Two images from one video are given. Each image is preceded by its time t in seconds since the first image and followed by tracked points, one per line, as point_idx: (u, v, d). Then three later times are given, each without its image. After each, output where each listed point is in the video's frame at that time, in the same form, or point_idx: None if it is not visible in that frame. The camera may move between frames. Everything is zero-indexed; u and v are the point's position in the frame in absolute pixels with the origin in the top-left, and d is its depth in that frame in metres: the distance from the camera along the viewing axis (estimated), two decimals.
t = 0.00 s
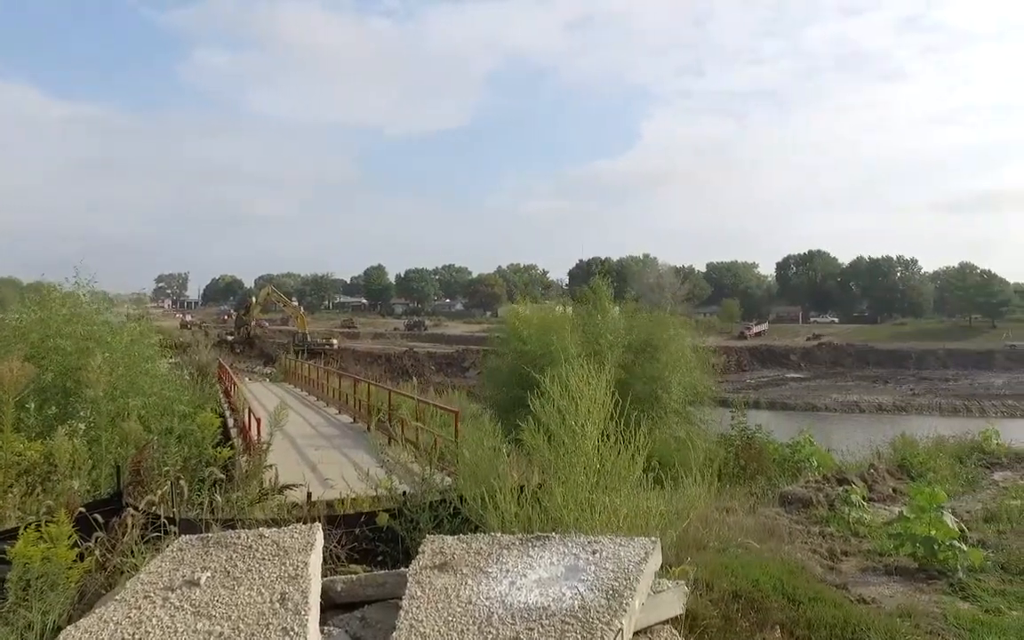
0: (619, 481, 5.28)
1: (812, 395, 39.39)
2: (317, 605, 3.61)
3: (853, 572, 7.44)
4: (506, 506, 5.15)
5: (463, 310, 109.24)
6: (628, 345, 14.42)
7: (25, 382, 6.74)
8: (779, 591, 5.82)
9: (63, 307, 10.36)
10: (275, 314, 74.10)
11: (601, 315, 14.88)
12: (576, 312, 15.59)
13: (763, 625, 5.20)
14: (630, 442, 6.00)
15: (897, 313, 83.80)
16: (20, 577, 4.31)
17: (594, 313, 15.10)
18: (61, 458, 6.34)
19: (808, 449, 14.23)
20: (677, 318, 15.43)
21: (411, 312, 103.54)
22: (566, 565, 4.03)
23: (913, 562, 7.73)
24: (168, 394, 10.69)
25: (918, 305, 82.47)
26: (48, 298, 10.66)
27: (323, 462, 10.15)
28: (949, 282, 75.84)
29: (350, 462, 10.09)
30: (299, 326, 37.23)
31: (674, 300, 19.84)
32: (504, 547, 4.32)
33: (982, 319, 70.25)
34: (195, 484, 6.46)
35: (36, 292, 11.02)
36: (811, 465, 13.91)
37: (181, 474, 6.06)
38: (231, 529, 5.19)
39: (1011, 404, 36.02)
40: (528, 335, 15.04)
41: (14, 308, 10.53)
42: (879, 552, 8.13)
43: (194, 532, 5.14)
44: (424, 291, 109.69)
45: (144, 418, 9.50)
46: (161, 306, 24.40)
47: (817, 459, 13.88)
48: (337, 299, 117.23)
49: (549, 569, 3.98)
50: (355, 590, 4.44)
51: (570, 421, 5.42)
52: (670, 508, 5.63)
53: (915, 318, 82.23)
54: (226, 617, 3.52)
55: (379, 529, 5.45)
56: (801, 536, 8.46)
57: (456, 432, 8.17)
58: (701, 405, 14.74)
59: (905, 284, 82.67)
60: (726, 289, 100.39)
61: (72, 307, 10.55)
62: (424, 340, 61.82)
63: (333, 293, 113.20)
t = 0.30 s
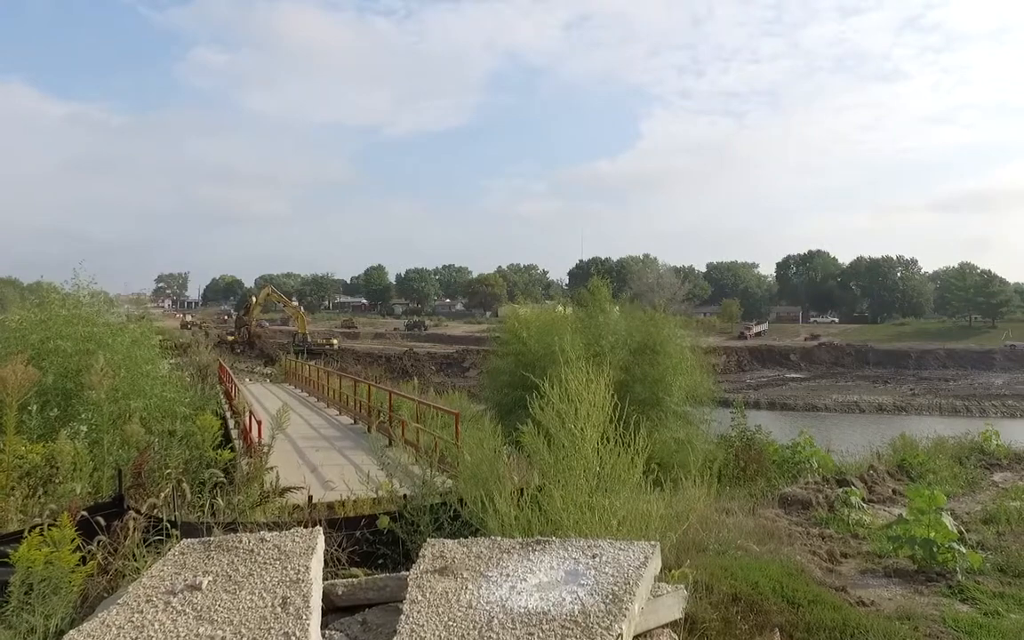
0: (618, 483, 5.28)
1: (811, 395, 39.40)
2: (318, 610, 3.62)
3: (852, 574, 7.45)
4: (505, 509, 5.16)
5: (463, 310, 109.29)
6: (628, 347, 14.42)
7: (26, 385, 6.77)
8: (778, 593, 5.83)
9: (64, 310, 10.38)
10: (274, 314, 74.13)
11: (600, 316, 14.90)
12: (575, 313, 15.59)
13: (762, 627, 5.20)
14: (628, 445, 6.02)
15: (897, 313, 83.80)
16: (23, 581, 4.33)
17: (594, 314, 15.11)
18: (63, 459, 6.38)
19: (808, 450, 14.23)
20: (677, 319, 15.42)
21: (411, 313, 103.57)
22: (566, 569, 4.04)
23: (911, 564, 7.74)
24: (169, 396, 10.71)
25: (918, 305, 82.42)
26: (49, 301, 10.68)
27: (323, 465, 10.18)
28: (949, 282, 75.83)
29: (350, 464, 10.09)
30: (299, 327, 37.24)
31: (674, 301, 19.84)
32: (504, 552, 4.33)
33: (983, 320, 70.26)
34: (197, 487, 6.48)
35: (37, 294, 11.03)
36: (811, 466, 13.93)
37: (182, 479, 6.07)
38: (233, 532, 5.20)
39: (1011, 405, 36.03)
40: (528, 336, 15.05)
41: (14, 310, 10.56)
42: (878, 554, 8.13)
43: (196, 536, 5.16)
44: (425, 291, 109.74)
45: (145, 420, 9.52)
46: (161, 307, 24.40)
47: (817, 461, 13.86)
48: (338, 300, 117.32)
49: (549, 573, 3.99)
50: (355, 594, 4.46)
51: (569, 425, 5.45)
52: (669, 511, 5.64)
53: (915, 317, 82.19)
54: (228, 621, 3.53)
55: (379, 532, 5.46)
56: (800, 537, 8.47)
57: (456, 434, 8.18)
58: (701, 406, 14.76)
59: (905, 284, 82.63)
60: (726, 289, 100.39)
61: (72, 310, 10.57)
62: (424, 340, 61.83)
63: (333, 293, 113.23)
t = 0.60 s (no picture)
0: (618, 486, 5.28)
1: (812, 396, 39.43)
2: (318, 613, 3.63)
3: (852, 576, 7.46)
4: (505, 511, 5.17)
5: (463, 310, 109.31)
6: (628, 348, 14.42)
7: (27, 387, 6.78)
8: (777, 595, 5.84)
9: (64, 311, 10.39)
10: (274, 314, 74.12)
11: (601, 317, 14.90)
12: (576, 314, 15.58)
13: (761, 630, 5.21)
14: (628, 448, 6.02)
15: (897, 313, 83.81)
16: (24, 584, 4.35)
17: (594, 315, 15.10)
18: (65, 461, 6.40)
19: (807, 451, 14.25)
20: (679, 320, 15.37)
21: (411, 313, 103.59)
22: (565, 573, 4.04)
23: (911, 566, 7.75)
24: (169, 397, 10.72)
25: (918, 305, 82.41)
26: (50, 302, 10.69)
27: (324, 465, 10.19)
28: (949, 283, 75.83)
29: (351, 465, 10.10)
30: (299, 327, 37.24)
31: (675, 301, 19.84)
32: (503, 555, 4.33)
33: (983, 320, 70.28)
34: (197, 490, 6.50)
35: (38, 296, 11.03)
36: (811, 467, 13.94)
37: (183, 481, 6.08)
38: (234, 534, 5.22)
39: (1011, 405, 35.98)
40: (529, 337, 15.04)
41: (15, 312, 10.57)
42: (878, 556, 8.15)
43: (197, 538, 5.18)
44: (425, 291, 109.72)
45: (146, 421, 9.54)
46: (161, 307, 24.42)
47: (816, 462, 13.87)
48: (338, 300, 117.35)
49: (548, 577, 4.00)
50: (356, 597, 4.47)
51: (569, 429, 5.46)
52: (668, 514, 5.65)
53: (915, 317, 82.19)
54: (229, 625, 3.54)
55: (379, 534, 5.48)
56: (800, 539, 8.48)
57: (456, 436, 8.18)
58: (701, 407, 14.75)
59: (905, 284, 82.61)
60: (726, 289, 100.41)
61: (73, 311, 10.58)
62: (424, 340, 61.85)
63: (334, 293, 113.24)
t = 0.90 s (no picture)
0: (614, 488, 5.30)
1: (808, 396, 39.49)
2: (316, 617, 3.64)
3: (847, 578, 7.49)
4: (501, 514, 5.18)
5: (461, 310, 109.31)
6: (626, 349, 14.43)
7: (24, 389, 6.78)
8: (773, 597, 5.86)
9: (61, 313, 10.36)
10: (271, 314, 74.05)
11: (598, 317, 14.90)
12: (573, 315, 15.59)
13: (757, 632, 5.23)
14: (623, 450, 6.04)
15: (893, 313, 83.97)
16: (21, 588, 4.35)
17: (591, 316, 15.10)
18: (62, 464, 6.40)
19: (803, 452, 14.29)
20: (676, 321, 15.36)
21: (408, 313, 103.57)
22: (562, 576, 4.06)
23: (905, 568, 7.77)
24: (166, 398, 10.71)
25: (915, 305, 82.58)
26: (46, 303, 10.67)
27: (321, 467, 10.20)
28: (945, 283, 76.02)
29: (348, 467, 10.10)
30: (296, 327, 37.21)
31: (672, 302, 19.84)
32: (500, 558, 4.34)
33: (979, 320, 70.46)
34: (194, 493, 6.50)
35: (34, 297, 11.01)
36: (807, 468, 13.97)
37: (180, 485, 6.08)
38: (232, 537, 5.22)
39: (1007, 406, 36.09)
40: (526, 338, 15.04)
41: (12, 313, 10.55)
42: (873, 557, 8.18)
43: (195, 541, 5.18)
44: (422, 291, 109.68)
45: (142, 422, 9.53)
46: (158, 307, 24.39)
47: (812, 463, 13.91)
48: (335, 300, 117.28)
49: (545, 580, 4.01)
50: (353, 600, 4.48)
51: (565, 432, 5.47)
52: (664, 516, 5.67)
53: (912, 318, 82.37)
54: (227, 628, 3.55)
55: (376, 537, 5.49)
56: (796, 540, 8.51)
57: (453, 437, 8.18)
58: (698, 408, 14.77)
59: (902, 284, 82.77)
60: (723, 289, 100.52)
61: (69, 313, 10.56)
62: (422, 340, 61.84)
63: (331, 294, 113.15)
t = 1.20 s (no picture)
0: (608, 489, 5.31)
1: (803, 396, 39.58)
2: (311, 619, 3.65)
3: (840, 578, 7.52)
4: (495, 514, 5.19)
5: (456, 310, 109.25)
6: (621, 350, 14.45)
7: (18, 391, 6.77)
8: (767, 598, 5.88)
9: (55, 314, 10.33)
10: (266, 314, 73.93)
11: (593, 318, 14.91)
12: (569, 315, 15.59)
13: (750, 633, 5.24)
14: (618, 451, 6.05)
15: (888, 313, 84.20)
16: (14, 591, 4.33)
17: (586, 317, 15.10)
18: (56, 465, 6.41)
19: (798, 453, 14.33)
20: (672, 321, 15.38)
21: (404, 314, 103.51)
22: (555, 578, 4.06)
23: (899, 568, 7.80)
24: (162, 399, 10.70)
25: (910, 306, 82.81)
26: (41, 304, 10.64)
27: (315, 468, 10.19)
28: (940, 283, 76.26)
29: (343, 468, 10.10)
30: (292, 327, 37.15)
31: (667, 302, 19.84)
32: (494, 560, 4.35)
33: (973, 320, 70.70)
34: (188, 494, 6.48)
35: (28, 297, 10.99)
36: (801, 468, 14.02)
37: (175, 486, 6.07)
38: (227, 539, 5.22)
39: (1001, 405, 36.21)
40: (521, 339, 15.04)
41: (6, 313, 10.53)
42: (866, 557, 8.21)
43: (189, 544, 5.18)
44: (418, 291, 109.60)
45: (137, 423, 9.51)
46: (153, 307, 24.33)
47: (806, 464, 13.94)
48: (330, 300, 117.10)
49: (538, 582, 4.02)
50: (348, 602, 4.48)
51: (560, 433, 5.48)
52: (659, 517, 5.68)
53: (907, 318, 82.60)
54: (222, 630, 3.55)
55: (371, 538, 5.50)
56: (790, 541, 8.54)
57: (448, 438, 8.18)
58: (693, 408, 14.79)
59: (896, 284, 83.01)
60: (718, 289, 100.67)
61: (64, 313, 10.54)
62: (417, 340, 61.80)
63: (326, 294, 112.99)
